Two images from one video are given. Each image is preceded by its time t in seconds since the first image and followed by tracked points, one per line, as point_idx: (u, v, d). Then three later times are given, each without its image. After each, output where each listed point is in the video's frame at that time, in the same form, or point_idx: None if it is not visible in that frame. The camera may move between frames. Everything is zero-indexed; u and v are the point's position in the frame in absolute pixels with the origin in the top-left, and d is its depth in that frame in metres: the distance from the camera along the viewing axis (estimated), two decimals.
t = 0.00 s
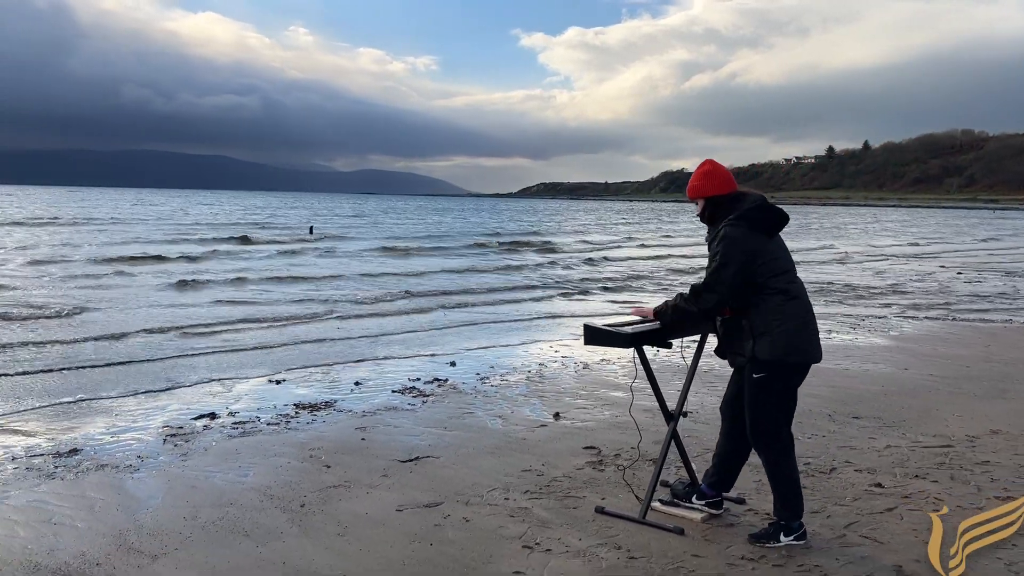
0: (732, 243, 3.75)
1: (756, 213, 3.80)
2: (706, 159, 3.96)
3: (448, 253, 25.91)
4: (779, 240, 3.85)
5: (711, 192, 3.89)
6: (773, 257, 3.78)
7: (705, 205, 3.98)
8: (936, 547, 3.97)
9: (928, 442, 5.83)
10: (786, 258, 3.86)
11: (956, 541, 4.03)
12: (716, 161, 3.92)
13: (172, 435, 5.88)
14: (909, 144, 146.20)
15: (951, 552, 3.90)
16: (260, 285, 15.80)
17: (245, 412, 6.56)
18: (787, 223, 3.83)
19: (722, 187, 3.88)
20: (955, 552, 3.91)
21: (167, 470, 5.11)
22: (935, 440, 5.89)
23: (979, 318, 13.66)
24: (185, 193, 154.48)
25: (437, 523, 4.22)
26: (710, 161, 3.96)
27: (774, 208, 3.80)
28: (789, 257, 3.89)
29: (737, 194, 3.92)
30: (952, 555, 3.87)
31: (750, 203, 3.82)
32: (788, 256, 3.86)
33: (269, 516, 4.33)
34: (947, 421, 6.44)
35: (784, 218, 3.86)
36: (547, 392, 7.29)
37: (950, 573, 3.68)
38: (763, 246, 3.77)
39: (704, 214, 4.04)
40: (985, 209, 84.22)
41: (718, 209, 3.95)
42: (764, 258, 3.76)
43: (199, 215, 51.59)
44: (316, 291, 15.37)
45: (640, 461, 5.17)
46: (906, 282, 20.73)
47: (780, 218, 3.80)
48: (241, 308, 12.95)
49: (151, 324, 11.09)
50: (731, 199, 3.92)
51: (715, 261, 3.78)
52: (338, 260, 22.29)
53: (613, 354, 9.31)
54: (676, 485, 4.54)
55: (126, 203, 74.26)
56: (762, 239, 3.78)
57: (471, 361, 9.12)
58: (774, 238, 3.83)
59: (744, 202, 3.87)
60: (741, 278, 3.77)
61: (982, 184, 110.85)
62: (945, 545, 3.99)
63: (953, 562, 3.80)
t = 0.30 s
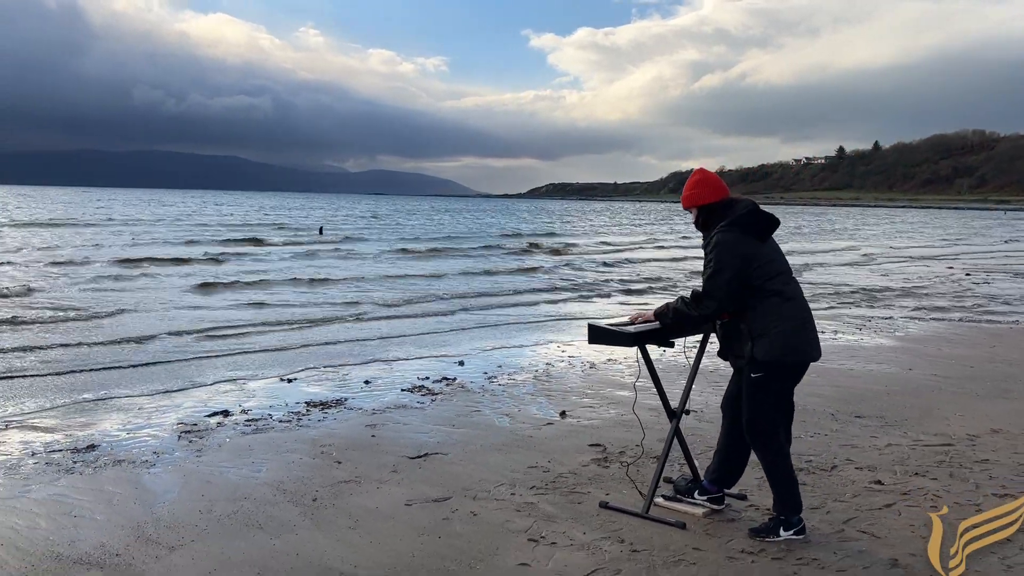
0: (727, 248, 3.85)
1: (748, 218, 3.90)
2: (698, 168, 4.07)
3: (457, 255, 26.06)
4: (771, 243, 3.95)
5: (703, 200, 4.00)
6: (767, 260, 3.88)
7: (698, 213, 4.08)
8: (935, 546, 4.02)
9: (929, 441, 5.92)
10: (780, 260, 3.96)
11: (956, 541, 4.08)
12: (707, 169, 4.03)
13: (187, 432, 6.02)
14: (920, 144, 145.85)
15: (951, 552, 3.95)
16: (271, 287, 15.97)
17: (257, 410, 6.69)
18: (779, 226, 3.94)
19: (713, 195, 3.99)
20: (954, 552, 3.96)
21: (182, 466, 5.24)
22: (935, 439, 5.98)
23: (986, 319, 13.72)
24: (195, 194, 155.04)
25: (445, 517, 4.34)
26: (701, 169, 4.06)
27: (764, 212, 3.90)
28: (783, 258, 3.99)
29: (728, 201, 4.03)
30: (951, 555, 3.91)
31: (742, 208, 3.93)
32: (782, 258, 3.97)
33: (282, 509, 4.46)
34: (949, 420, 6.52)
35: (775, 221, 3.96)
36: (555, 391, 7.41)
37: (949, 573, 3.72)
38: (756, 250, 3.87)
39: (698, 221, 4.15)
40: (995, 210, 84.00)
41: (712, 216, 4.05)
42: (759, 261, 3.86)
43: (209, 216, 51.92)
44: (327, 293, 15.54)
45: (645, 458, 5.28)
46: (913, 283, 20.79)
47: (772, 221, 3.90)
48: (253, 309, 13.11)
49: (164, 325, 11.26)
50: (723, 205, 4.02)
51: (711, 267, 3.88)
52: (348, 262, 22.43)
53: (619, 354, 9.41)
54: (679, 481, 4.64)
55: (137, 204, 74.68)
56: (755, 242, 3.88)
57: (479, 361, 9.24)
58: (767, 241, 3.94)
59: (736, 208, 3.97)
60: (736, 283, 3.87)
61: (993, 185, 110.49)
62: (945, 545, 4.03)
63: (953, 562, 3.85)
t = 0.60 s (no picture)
0: (726, 253, 3.99)
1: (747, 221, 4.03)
2: (699, 175, 4.20)
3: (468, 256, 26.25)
4: (771, 244, 4.08)
5: (703, 206, 4.14)
6: (767, 262, 4.01)
7: (700, 218, 4.23)
8: (935, 546, 4.04)
9: (933, 437, 6.04)
10: (781, 261, 4.09)
11: (956, 542, 4.10)
12: (707, 176, 4.17)
13: (207, 426, 6.19)
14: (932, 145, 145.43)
15: (950, 552, 3.97)
16: (285, 288, 16.18)
17: (276, 406, 6.86)
18: (779, 228, 4.07)
19: (713, 200, 4.13)
20: (954, 552, 3.98)
21: (205, 458, 5.40)
22: (940, 436, 6.09)
23: (994, 320, 13.83)
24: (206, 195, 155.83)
25: (460, 507, 4.48)
26: (702, 176, 4.20)
27: (763, 215, 4.04)
28: (783, 259, 4.13)
29: (728, 205, 4.16)
30: (951, 555, 3.94)
31: (740, 212, 4.06)
32: (782, 259, 4.09)
33: (303, 500, 4.62)
34: (954, 417, 6.63)
35: (775, 223, 4.10)
36: (566, 388, 7.56)
37: (950, 573, 3.75)
38: (756, 252, 4.01)
39: (700, 226, 4.29)
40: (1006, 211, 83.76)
41: (713, 221, 4.19)
42: (758, 263, 4.00)
43: (222, 216, 52.31)
44: (341, 294, 15.75)
45: (653, 452, 5.42)
46: (923, 284, 20.87)
47: (770, 224, 4.03)
48: (268, 310, 13.32)
49: (181, 326, 11.47)
50: (723, 210, 4.16)
51: (712, 272, 4.02)
52: (360, 262, 22.64)
53: (629, 353, 9.55)
54: (687, 474, 4.78)
55: (149, 204, 75.21)
56: (754, 246, 4.02)
57: (491, 359, 9.39)
58: (766, 243, 4.06)
59: (736, 212, 4.11)
60: (738, 285, 4.00)
61: (1005, 185, 110.12)
62: (945, 545, 4.05)
63: (953, 562, 3.87)
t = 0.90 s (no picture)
0: (745, 247, 4.11)
1: (766, 219, 4.17)
2: (721, 171, 4.33)
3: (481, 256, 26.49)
4: (787, 243, 4.21)
5: (724, 201, 4.27)
6: (782, 260, 4.14)
7: (719, 212, 4.35)
8: (935, 546, 4.01)
9: (937, 433, 6.14)
10: (795, 260, 4.22)
11: (956, 541, 4.08)
12: (729, 173, 4.30)
13: (227, 419, 6.37)
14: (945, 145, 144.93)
15: (950, 552, 3.95)
16: (299, 288, 16.43)
17: (293, 400, 7.04)
18: (796, 229, 4.20)
19: (734, 197, 4.26)
20: (954, 552, 3.95)
21: (225, 450, 5.58)
22: (943, 431, 6.20)
23: (1003, 320, 13.92)
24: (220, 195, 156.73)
25: (473, 497, 4.64)
26: (723, 172, 4.33)
27: (782, 215, 4.17)
28: (797, 259, 4.26)
29: (748, 203, 4.29)
30: (951, 555, 3.91)
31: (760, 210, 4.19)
32: (796, 258, 4.23)
33: (320, 489, 4.78)
34: (959, 414, 6.74)
35: (793, 223, 4.23)
36: (576, 384, 7.71)
37: (950, 573, 3.71)
38: (772, 250, 4.14)
39: (718, 220, 4.42)
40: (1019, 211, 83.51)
41: (732, 216, 4.32)
42: (774, 260, 4.12)
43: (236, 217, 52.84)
44: (354, 295, 15.97)
45: (661, 446, 5.56)
46: (933, 284, 20.95)
47: (788, 224, 4.16)
48: (284, 310, 13.57)
49: (198, 325, 11.71)
50: (743, 207, 4.29)
51: (729, 265, 4.14)
52: (374, 263, 22.91)
53: (639, 351, 9.70)
54: (693, 466, 4.91)
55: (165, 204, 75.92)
56: (771, 244, 4.14)
57: (502, 356, 9.56)
58: (782, 242, 4.20)
59: (756, 209, 4.24)
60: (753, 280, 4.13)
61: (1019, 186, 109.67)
62: (945, 545, 4.03)
63: (953, 562, 3.84)
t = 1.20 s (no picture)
0: (748, 243, 4.24)
1: (774, 217, 4.29)
2: (735, 167, 4.44)
3: (492, 257, 26.69)
4: (791, 244, 4.33)
5: (734, 196, 4.39)
6: (784, 259, 4.26)
7: (730, 206, 4.47)
8: (935, 546, 4.03)
9: (937, 431, 6.25)
10: (797, 260, 4.34)
11: (956, 541, 4.09)
12: (743, 169, 4.41)
13: (242, 415, 6.55)
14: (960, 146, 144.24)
15: (951, 552, 3.95)
16: (313, 289, 16.66)
17: (306, 397, 7.21)
18: (801, 231, 4.32)
19: (746, 194, 4.37)
20: (954, 552, 3.97)
21: (240, 444, 5.75)
22: (943, 429, 6.30)
23: (1012, 321, 13.98)
24: (234, 196, 157.68)
25: (479, 489, 4.78)
26: (737, 168, 4.44)
27: (789, 215, 4.29)
28: (799, 260, 4.38)
29: (758, 200, 4.41)
30: (951, 555, 3.92)
31: (768, 209, 4.31)
32: (798, 259, 4.34)
33: (332, 482, 4.93)
34: (960, 412, 6.83)
35: (798, 224, 4.34)
36: (583, 382, 7.86)
37: (950, 572, 3.73)
38: (775, 248, 4.26)
39: (728, 215, 4.54)
40: None
41: (741, 212, 4.44)
42: (775, 258, 4.25)
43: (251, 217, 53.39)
44: (367, 297, 16.20)
45: (664, 442, 5.69)
46: (944, 285, 20.99)
47: (794, 225, 4.28)
48: (298, 311, 13.79)
49: (215, 326, 11.93)
50: (752, 203, 4.41)
51: (731, 258, 4.27)
52: (387, 264, 23.15)
53: (646, 349, 9.84)
54: (694, 461, 5.04)
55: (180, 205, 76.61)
56: (775, 242, 4.26)
57: (511, 355, 9.72)
58: (786, 242, 4.31)
59: (765, 207, 4.35)
60: (752, 276, 4.26)
61: None
62: (945, 544, 4.04)
63: (953, 561, 3.85)
